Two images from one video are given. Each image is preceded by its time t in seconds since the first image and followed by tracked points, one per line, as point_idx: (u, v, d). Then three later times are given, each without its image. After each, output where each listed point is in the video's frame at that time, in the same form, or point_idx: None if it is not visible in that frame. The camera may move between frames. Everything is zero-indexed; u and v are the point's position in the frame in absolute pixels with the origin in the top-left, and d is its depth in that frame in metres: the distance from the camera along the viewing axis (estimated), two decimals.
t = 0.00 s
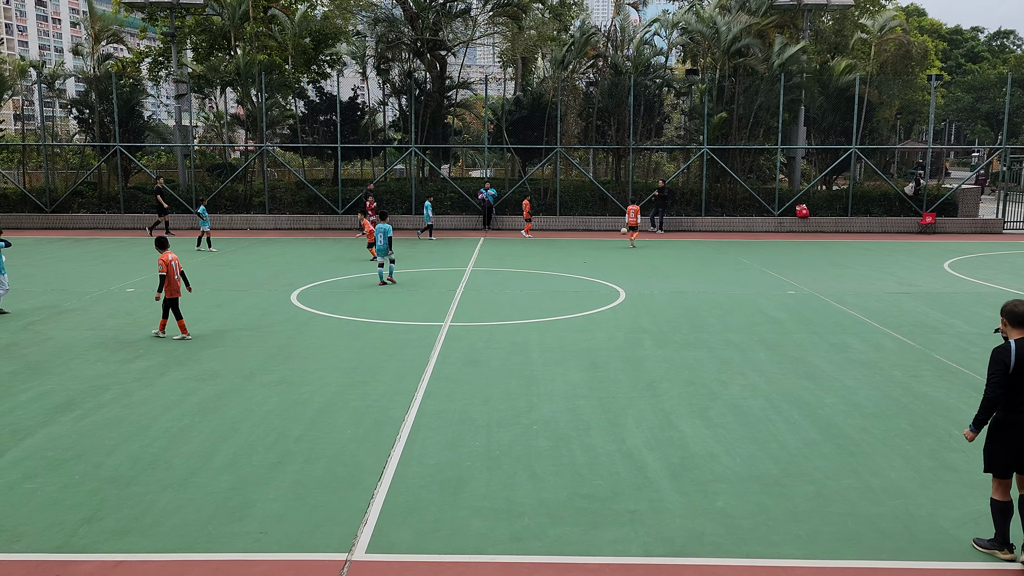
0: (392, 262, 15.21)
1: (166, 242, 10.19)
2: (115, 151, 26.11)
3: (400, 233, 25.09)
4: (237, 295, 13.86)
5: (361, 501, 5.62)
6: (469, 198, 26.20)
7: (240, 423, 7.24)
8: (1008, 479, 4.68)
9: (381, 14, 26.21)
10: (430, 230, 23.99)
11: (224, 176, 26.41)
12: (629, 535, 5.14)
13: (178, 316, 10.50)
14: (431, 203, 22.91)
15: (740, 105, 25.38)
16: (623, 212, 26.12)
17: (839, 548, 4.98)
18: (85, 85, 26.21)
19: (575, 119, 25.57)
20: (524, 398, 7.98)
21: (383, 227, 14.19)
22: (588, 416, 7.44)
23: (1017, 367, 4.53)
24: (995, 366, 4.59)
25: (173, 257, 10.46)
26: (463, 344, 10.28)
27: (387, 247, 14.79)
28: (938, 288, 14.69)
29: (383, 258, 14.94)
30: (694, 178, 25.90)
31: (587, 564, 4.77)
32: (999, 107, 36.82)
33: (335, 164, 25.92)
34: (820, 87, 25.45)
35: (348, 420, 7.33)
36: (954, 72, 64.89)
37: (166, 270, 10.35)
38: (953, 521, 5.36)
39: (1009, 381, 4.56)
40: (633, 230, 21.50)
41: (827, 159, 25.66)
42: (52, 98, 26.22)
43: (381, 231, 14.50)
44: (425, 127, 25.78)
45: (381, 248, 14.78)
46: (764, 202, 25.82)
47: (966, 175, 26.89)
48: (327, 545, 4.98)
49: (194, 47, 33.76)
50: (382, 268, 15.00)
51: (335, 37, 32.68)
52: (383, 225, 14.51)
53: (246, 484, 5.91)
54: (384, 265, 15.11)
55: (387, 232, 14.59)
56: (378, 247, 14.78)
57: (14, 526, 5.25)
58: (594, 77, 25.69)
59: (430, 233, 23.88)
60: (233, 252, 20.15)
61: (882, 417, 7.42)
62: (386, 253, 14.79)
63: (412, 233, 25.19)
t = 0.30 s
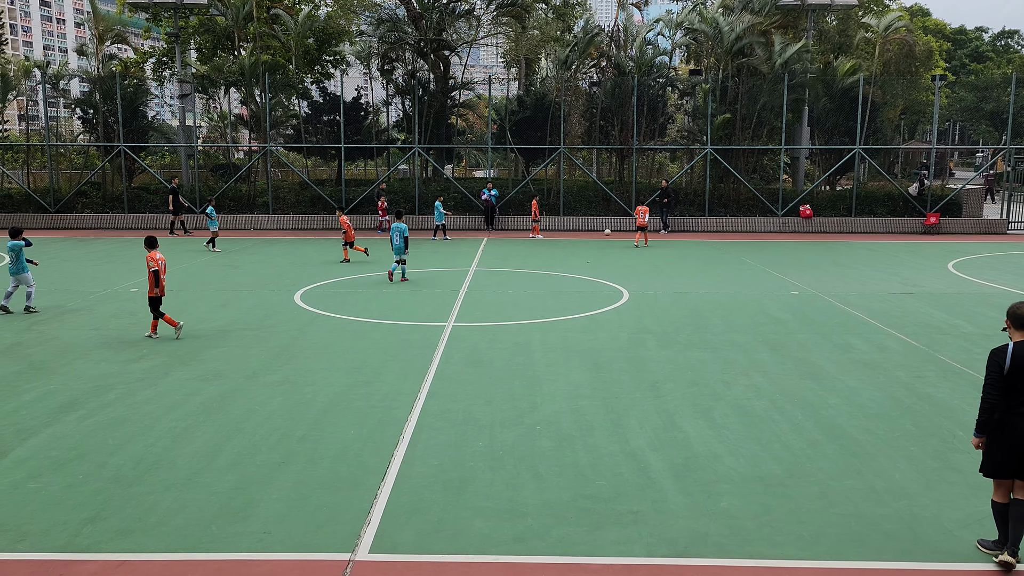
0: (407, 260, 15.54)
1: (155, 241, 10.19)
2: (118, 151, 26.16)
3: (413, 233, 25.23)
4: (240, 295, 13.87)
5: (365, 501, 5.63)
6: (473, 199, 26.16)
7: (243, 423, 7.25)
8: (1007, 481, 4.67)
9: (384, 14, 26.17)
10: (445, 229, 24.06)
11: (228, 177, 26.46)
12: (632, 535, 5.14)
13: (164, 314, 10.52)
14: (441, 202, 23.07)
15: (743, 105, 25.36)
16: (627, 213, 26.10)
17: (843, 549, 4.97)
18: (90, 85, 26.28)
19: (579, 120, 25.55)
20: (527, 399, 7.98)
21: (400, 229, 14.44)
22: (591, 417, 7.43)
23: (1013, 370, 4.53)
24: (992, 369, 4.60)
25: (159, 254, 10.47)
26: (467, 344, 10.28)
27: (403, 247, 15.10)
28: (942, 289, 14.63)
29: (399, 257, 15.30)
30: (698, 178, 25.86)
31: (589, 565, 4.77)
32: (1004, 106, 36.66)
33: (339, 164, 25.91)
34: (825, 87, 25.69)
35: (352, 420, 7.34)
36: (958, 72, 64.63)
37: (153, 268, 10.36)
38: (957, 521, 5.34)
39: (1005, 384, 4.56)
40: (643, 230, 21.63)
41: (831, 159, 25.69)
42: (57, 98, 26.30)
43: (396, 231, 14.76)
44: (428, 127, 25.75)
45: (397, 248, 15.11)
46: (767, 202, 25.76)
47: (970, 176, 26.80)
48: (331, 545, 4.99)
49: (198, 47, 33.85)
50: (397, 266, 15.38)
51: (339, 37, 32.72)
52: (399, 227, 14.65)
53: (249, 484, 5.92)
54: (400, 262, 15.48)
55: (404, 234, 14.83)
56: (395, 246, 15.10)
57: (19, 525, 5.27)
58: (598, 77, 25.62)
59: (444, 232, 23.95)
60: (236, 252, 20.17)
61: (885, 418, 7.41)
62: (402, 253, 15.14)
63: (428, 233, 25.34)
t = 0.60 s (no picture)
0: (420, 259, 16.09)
1: (142, 241, 10.22)
2: (121, 151, 26.18)
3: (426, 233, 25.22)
4: (243, 295, 13.87)
5: (367, 501, 5.63)
6: (475, 199, 26.15)
7: (246, 423, 7.25)
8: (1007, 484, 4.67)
9: (386, 14, 26.31)
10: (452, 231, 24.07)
11: (230, 177, 26.40)
12: (635, 536, 5.14)
13: (151, 314, 10.60)
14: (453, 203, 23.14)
15: (745, 105, 25.33)
16: (630, 213, 26.10)
17: (845, 549, 4.97)
18: (92, 85, 26.24)
19: (582, 120, 25.48)
20: (530, 399, 7.98)
21: (413, 224, 15.04)
22: (594, 417, 7.43)
23: (1017, 373, 4.53)
24: (995, 370, 4.60)
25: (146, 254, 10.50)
26: (469, 344, 10.28)
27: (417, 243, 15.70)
28: (946, 289, 14.62)
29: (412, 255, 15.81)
30: (700, 178, 25.83)
31: (592, 565, 4.77)
32: (1007, 106, 36.61)
33: (342, 164, 25.93)
34: (828, 88, 25.47)
35: (354, 420, 7.34)
36: (961, 72, 64.49)
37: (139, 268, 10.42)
38: (961, 522, 5.33)
39: (1007, 386, 4.56)
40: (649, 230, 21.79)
41: (834, 159, 25.52)
42: (60, 98, 26.31)
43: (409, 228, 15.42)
44: (431, 127, 25.73)
45: (411, 245, 15.68)
46: (770, 202, 25.75)
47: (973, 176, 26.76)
48: (333, 545, 4.99)
49: (201, 48, 33.87)
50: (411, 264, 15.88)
51: (341, 37, 32.72)
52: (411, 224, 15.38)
53: (252, 484, 5.92)
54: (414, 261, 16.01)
55: (417, 230, 15.56)
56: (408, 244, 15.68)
57: (22, 525, 5.28)
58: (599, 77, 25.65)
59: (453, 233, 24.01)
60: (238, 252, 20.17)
61: (888, 418, 7.41)
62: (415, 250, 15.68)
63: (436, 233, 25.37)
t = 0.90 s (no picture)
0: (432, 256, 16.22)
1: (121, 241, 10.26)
2: (123, 151, 26.22)
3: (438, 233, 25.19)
4: (245, 295, 13.87)
5: (369, 501, 5.63)
6: (476, 199, 26.11)
7: (248, 423, 7.26)
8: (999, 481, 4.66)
9: (387, 14, 26.32)
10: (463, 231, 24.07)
11: (231, 177, 26.44)
12: (636, 536, 5.14)
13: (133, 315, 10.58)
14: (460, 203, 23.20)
15: (747, 105, 25.31)
16: (631, 213, 26.07)
17: (847, 549, 4.97)
18: (94, 85, 26.29)
19: (583, 119, 25.58)
20: (531, 399, 7.98)
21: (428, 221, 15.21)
22: (595, 418, 7.43)
23: None
24: (1005, 373, 4.49)
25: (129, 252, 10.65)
26: (471, 344, 10.28)
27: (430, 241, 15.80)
28: (947, 289, 14.61)
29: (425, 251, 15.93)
30: (702, 178, 25.83)
31: (593, 565, 4.77)
32: (1009, 106, 36.57)
33: (343, 164, 25.95)
34: (829, 87, 25.48)
35: (356, 420, 7.35)
36: (964, 72, 64.41)
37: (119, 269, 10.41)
38: (963, 522, 5.34)
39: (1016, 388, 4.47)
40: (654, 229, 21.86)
41: (836, 160, 25.51)
42: (62, 99, 26.33)
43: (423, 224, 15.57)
44: (432, 127, 25.72)
45: (425, 242, 15.80)
46: (771, 202, 25.77)
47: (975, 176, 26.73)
48: (335, 545, 4.99)
49: (203, 48, 33.94)
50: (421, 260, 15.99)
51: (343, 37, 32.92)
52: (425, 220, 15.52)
53: (253, 484, 5.93)
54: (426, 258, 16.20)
55: (431, 227, 15.70)
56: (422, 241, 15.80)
57: (24, 524, 5.29)
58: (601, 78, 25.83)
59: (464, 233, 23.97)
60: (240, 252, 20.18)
61: (890, 419, 7.40)
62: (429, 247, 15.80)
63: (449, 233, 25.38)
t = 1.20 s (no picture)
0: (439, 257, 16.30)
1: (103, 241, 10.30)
2: (125, 152, 26.21)
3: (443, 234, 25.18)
4: (246, 295, 13.86)
5: (370, 501, 5.64)
6: (477, 200, 26.09)
7: (249, 423, 7.27)
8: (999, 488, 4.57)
9: (388, 14, 26.34)
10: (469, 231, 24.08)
11: (233, 177, 26.50)
12: (637, 536, 5.14)
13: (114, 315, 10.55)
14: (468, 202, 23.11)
15: (748, 106, 25.32)
16: (632, 213, 26.07)
17: (847, 549, 4.97)
18: (96, 86, 26.32)
19: (583, 119, 25.53)
20: (532, 399, 7.99)
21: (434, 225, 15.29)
22: (596, 418, 7.42)
23: None
24: (1010, 374, 4.47)
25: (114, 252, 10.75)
26: (472, 344, 10.28)
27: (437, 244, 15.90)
28: (949, 290, 14.60)
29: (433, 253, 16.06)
30: (703, 178, 25.86)
31: (594, 565, 4.77)
32: (1010, 106, 36.57)
33: (344, 164, 25.94)
34: (830, 87, 25.53)
35: (358, 420, 7.35)
36: (965, 73, 64.33)
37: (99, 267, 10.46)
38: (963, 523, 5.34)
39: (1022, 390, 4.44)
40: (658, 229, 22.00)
41: (837, 159, 25.53)
42: (63, 100, 26.31)
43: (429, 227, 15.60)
44: (433, 127, 25.89)
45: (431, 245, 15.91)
46: (772, 202, 25.78)
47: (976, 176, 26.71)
48: (336, 545, 5.00)
49: (205, 49, 33.98)
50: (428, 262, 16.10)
51: (343, 37, 33.31)
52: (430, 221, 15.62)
53: (255, 484, 5.94)
54: (431, 258, 16.31)
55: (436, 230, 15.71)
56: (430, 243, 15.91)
57: (26, 524, 5.29)
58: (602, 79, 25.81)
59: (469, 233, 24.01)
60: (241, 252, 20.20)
61: (891, 419, 7.40)
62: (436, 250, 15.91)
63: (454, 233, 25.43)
